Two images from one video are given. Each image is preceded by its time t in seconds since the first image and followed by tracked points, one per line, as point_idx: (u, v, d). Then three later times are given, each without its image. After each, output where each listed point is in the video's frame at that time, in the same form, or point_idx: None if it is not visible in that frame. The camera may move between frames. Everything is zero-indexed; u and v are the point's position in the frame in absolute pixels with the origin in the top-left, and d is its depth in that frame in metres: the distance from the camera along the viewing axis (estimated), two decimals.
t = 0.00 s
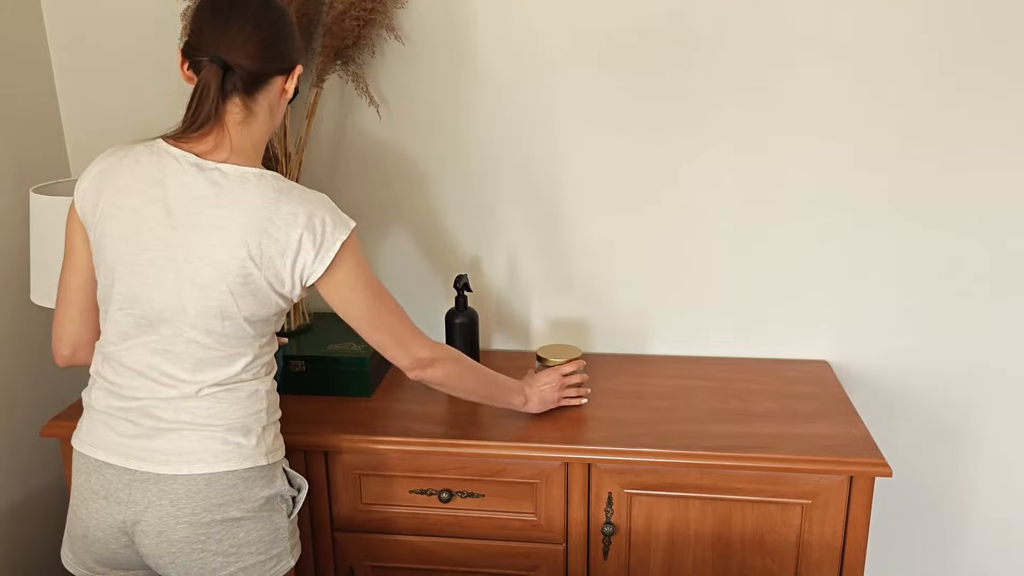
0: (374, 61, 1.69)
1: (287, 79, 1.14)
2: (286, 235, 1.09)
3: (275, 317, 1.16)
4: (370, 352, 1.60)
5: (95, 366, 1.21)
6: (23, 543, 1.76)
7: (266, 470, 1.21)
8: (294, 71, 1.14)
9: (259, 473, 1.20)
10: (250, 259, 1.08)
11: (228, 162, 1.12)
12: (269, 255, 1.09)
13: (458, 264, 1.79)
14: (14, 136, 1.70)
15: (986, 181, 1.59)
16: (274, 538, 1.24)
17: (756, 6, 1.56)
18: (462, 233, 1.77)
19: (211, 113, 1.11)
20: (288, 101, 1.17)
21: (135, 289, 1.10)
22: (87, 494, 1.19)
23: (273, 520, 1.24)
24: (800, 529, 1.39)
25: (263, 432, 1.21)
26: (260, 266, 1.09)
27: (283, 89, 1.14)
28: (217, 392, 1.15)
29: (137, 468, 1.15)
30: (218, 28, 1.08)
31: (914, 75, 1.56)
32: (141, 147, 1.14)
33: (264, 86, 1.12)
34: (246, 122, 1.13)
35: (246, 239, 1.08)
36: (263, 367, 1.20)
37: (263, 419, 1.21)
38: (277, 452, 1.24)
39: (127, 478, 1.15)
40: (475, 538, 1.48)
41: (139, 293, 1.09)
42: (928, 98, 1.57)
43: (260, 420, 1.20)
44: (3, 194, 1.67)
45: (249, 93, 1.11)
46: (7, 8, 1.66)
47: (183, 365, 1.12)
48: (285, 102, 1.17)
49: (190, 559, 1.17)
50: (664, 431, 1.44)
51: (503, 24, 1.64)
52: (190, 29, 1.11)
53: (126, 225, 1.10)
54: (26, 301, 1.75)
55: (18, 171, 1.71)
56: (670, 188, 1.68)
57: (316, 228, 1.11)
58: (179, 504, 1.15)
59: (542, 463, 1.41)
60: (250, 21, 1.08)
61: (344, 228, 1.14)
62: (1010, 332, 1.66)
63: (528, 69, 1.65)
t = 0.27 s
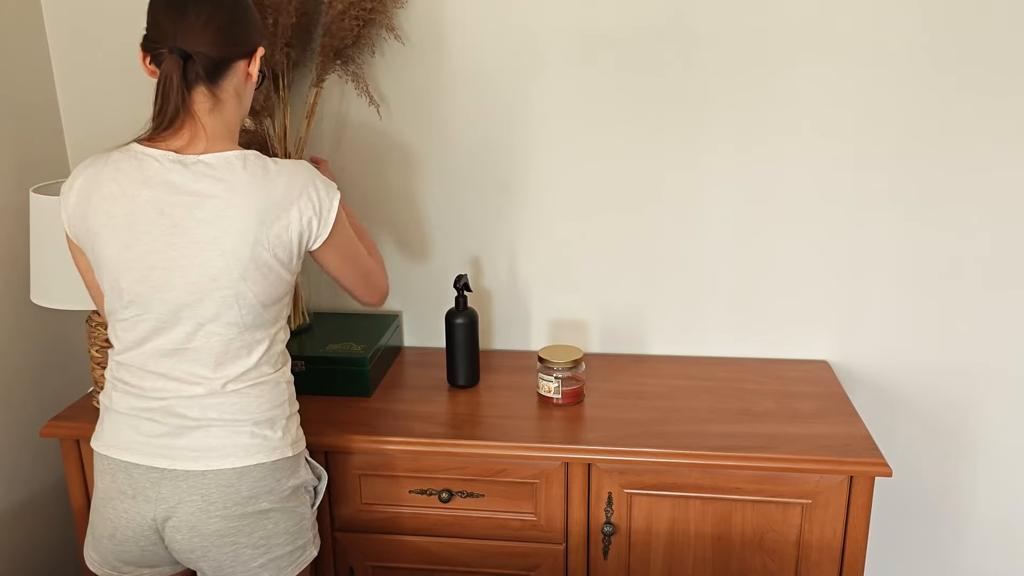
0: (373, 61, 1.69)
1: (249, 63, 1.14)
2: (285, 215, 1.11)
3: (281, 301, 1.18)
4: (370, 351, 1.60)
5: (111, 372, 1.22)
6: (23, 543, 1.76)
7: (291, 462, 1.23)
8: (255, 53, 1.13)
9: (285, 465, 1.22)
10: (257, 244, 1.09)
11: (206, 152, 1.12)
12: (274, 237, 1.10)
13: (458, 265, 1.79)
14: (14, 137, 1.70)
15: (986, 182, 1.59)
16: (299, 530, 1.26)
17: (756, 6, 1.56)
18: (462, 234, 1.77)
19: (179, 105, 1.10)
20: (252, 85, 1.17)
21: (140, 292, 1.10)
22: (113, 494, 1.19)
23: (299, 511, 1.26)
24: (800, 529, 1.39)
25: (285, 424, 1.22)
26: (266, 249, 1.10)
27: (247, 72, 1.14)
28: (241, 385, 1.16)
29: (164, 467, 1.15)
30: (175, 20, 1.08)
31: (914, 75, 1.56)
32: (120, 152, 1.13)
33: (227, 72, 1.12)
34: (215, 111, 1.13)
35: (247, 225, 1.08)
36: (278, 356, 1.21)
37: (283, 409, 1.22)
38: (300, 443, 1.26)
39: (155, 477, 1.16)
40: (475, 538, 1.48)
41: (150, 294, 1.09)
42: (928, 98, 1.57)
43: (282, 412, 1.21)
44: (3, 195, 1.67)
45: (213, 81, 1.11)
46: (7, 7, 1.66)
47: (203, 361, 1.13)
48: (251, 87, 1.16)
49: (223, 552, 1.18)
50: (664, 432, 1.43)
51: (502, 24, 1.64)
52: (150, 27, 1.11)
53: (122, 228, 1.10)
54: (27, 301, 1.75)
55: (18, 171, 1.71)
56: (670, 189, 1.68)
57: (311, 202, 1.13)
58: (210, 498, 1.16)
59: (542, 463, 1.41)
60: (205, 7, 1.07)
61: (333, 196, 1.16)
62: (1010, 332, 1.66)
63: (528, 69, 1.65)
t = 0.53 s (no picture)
0: (372, 61, 1.69)
1: (211, 61, 1.13)
2: (252, 210, 1.10)
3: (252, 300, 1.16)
4: (370, 351, 1.60)
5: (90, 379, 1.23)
6: (23, 543, 1.76)
7: (273, 466, 1.22)
8: (216, 50, 1.13)
9: (266, 469, 1.21)
10: (222, 243, 1.08)
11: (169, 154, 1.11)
12: (241, 234, 1.09)
13: (458, 264, 1.79)
14: (14, 137, 1.70)
15: (986, 181, 1.59)
16: (283, 532, 1.26)
17: (756, 6, 1.56)
18: (461, 234, 1.77)
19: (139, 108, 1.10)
20: (216, 82, 1.16)
21: (110, 298, 1.10)
22: (94, 500, 1.20)
23: (282, 515, 1.25)
24: (800, 529, 1.38)
25: (264, 427, 1.21)
26: (231, 248, 1.09)
27: (207, 71, 1.14)
28: (217, 389, 1.15)
29: (143, 473, 1.15)
30: (129, 20, 1.08)
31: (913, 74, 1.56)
32: (79, 157, 1.14)
33: (188, 71, 1.11)
34: (176, 111, 1.13)
35: (207, 223, 1.07)
36: (252, 358, 1.20)
37: (263, 411, 1.21)
38: (282, 447, 1.25)
39: (133, 484, 1.16)
40: (475, 538, 1.48)
41: (122, 300, 1.10)
42: (928, 98, 1.57)
43: (261, 414, 1.20)
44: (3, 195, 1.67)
45: (172, 81, 1.11)
46: (8, 7, 1.66)
47: (180, 364, 1.13)
48: (213, 86, 1.16)
49: (204, 559, 1.18)
50: (664, 432, 1.43)
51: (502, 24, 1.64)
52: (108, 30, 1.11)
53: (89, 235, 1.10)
54: (27, 301, 1.75)
55: (19, 170, 1.71)
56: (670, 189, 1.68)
57: (272, 192, 1.11)
58: (188, 505, 1.16)
59: (542, 463, 1.41)
60: (160, 6, 1.08)
61: (294, 181, 1.13)
62: (1010, 332, 1.65)
63: (527, 68, 1.65)
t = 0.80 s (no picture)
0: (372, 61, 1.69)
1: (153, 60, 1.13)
2: (140, 226, 1.08)
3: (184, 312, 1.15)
4: (370, 351, 1.60)
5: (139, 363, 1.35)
6: (23, 543, 1.76)
7: (204, 485, 1.21)
8: (159, 46, 1.12)
9: (195, 487, 1.21)
10: (113, 250, 1.10)
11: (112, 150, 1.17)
12: (121, 245, 1.09)
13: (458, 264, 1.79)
14: (15, 137, 1.70)
15: (987, 181, 1.59)
16: (224, 556, 1.23)
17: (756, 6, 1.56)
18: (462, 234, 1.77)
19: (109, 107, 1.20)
20: (177, 80, 1.15)
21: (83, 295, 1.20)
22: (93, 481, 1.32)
23: (221, 538, 1.23)
24: (800, 529, 1.39)
25: (197, 443, 1.21)
26: (128, 259, 1.10)
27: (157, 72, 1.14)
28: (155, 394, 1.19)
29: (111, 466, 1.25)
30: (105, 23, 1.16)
31: (913, 74, 1.56)
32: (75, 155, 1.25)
33: (132, 72, 1.15)
34: (133, 110, 1.17)
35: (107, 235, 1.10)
36: (190, 370, 1.19)
37: (195, 426, 1.20)
38: (225, 466, 1.23)
39: (98, 475, 1.26)
40: (475, 538, 1.48)
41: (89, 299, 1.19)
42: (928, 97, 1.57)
43: (190, 429, 1.20)
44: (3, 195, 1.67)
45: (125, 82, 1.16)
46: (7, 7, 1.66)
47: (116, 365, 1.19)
48: (171, 86, 1.16)
49: (139, 564, 1.23)
50: (664, 432, 1.43)
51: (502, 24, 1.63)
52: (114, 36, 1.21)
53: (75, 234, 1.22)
54: (26, 302, 1.75)
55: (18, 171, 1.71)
56: (671, 188, 1.68)
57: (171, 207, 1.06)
58: (117, 510, 1.21)
59: (542, 463, 1.41)
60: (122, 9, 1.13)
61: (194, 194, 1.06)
62: (1010, 332, 1.66)
63: (528, 68, 1.65)
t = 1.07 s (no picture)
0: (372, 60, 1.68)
1: (365, 61, 1.11)
2: (362, 212, 1.08)
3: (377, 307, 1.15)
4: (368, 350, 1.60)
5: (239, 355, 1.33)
6: (23, 543, 1.76)
7: (363, 486, 1.19)
8: (370, 48, 1.10)
9: (354, 486, 1.18)
10: (331, 240, 1.09)
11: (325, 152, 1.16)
12: (346, 233, 1.09)
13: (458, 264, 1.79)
14: (15, 137, 1.70)
15: (986, 182, 1.59)
16: (366, 556, 1.20)
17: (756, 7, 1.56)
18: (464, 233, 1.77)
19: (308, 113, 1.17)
20: (386, 80, 1.14)
21: (265, 281, 1.18)
22: (209, 465, 1.27)
23: (367, 536, 1.20)
24: (800, 529, 1.38)
25: (360, 443, 1.19)
26: (339, 248, 1.09)
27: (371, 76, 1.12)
28: (330, 387, 1.17)
29: (245, 449, 1.21)
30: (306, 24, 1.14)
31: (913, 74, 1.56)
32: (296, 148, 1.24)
33: (342, 76, 1.12)
34: (344, 114, 1.16)
35: (327, 216, 1.10)
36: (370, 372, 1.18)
37: (363, 422, 1.18)
38: (377, 468, 1.21)
39: (237, 459, 1.21)
40: (475, 538, 1.48)
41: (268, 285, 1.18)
42: (928, 98, 1.57)
43: (358, 429, 1.18)
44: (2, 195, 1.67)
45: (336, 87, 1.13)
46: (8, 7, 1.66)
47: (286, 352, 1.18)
48: (379, 90, 1.14)
49: (278, 555, 1.19)
50: (664, 432, 1.43)
51: (503, 23, 1.63)
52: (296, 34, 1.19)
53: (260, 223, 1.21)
54: (26, 302, 1.75)
55: (18, 170, 1.71)
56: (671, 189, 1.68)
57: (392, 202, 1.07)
58: (272, 497, 1.17)
59: (542, 463, 1.41)
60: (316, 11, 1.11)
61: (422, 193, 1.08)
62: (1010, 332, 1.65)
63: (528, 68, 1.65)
